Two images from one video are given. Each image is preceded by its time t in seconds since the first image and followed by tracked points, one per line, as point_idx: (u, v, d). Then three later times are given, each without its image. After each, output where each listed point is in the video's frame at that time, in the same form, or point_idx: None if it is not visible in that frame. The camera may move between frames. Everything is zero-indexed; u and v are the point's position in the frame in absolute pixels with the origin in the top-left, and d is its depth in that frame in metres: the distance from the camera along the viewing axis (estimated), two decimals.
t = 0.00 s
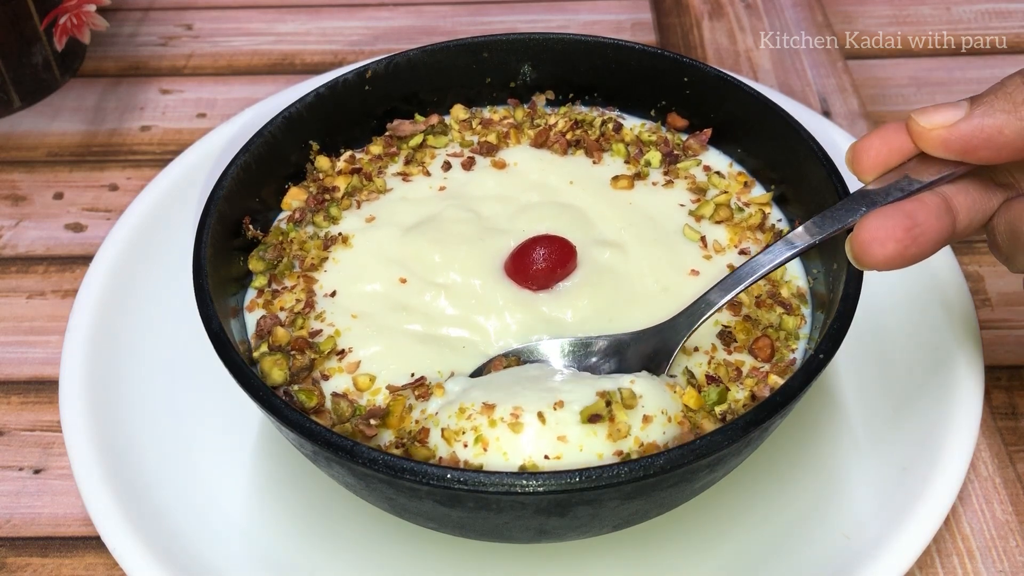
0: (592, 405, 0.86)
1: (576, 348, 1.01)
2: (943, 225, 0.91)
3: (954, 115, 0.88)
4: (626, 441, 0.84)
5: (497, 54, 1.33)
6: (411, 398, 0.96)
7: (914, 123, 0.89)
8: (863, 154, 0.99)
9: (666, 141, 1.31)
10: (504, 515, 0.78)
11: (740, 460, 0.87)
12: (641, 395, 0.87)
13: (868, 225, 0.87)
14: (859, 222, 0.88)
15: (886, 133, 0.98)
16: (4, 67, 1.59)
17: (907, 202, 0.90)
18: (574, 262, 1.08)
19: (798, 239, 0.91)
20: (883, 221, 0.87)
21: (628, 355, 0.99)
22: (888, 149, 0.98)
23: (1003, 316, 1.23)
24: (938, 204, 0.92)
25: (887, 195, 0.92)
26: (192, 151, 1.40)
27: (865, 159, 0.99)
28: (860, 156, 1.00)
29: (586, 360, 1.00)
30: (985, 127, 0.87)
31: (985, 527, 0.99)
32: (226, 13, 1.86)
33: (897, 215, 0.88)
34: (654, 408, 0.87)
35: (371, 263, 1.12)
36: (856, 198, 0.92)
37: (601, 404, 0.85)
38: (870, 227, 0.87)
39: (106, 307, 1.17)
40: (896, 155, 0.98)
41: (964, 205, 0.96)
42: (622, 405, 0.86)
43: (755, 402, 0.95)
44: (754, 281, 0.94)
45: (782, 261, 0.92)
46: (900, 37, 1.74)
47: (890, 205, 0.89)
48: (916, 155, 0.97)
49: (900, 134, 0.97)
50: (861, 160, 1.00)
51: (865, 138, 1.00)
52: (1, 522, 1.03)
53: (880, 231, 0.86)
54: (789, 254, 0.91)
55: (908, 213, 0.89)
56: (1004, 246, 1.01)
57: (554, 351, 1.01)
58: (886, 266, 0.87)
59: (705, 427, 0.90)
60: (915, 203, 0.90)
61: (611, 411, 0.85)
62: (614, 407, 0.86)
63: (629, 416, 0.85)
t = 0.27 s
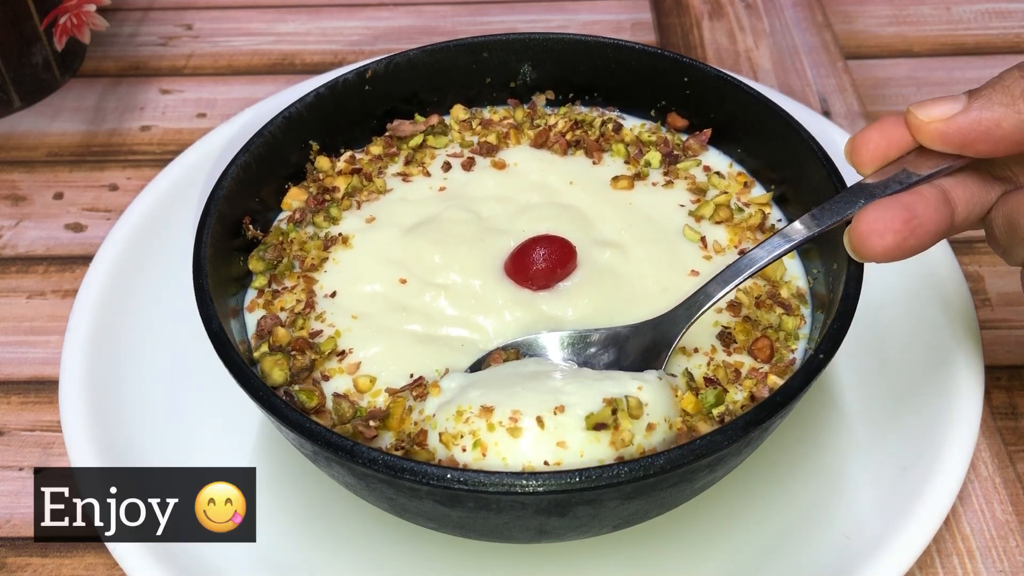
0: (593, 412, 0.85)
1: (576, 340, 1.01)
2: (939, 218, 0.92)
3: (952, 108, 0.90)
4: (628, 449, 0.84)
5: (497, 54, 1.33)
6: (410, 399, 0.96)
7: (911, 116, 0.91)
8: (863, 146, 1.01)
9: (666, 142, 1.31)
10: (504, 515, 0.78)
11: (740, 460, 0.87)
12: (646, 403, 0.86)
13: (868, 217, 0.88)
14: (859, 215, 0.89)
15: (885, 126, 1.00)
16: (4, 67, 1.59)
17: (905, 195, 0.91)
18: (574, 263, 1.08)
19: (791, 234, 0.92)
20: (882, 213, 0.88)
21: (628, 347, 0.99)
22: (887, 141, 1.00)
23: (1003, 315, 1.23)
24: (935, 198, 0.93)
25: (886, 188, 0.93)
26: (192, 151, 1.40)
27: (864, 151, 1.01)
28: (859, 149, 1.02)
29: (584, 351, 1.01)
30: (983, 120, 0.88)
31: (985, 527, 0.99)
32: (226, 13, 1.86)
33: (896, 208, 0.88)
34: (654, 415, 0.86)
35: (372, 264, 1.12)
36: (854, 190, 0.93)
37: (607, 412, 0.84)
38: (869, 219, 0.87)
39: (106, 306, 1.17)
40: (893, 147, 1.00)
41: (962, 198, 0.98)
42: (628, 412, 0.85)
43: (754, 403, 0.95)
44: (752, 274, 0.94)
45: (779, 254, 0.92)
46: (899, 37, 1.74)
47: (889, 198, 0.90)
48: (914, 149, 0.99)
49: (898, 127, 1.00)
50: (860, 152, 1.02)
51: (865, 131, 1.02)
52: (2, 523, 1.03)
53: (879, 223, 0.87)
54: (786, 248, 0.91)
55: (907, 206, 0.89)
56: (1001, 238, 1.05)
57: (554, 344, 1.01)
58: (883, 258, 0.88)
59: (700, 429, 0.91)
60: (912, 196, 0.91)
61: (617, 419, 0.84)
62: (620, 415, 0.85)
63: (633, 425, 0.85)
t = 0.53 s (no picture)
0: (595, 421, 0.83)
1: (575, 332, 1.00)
2: (946, 209, 0.91)
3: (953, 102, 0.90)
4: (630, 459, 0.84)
5: (496, 54, 1.33)
6: (410, 402, 0.96)
7: (913, 112, 0.91)
8: (865, 140, 1.01)
9: (666, 142, 1.31)
10: (504, 515, 0.78)
11: (740, 460, 0.87)
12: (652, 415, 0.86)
13: (868, 211, 0.87)
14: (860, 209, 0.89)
15: (887, 120, 1.00)
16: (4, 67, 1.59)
17: (908, 188, 0.90)
18: (574, 265, 1.08)
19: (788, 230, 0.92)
20: (883, 207, 0.87)
21: (628, 341, 0.99)
22: (889, 136, 1.00)
23: (1003, 316, 1.23)
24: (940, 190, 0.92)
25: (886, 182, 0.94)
26: (192, 151, 1.40)
27: (867, 146, 1.01)
28: (861, 143, 1.02)
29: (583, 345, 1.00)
30: (985, 115, 0.89)
31: (985, 527, 0.99)
32: (226, 13, 1.86)
33: (897, 200, 0.88)
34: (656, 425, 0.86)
35: (372, 266, 1.12)
36: (855, 184, 0.93)
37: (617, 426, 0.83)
38: (869, 212, 0.87)
39: (106, 307, 1.17)
40: (896, 142, 1.00)
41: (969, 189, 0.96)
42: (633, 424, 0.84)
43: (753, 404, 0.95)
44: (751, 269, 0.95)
45: (777, 249, 0.92)
46: (899, 37, 1.74)
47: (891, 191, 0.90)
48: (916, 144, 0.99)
49: (900, 121, 1.00)
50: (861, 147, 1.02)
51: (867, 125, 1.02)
52: (2, 523, 1.03)
53: (879, 216, 0.87)
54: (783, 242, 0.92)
55: (909, 198, 0.89)
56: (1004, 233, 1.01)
57: (553, 337, 1.01)
58: (886, 251, 0.88)
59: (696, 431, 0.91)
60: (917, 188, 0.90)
61: (624, 432, 0.83)
62: (627, 429, 0.84)
63: (639, 438, 0.84)
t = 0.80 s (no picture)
0: (597, 430, 0.83)
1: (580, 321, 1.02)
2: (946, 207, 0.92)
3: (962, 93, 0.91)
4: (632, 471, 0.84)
5: (496, 54, 1.33)
6: (414, 405, 0.96)
7: (922, 102, 0.92)
8: (872, 131, 1.03)
9: (666, 142, 1.31)
10: (504, 515, 0.78)
11: (740, 460, 0.87)
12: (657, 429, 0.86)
13: (877, 201, 0.88)
14: (867, 199, 0.89)
15: (894, 111, 1.02)
16: (4, 67, 1.59)
17: (913, 179, 0.91)
18: (574, 266, 1.08)
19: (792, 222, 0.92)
20: (891, 197, 0.88)
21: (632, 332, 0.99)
22: (896, 127, 1.02)
23: (1003, 316, 1.23)
24: (942, 185, 0.93)
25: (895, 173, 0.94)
26: (193, 151, 1.40)
27: (874, 136, 1.03)
28: (869, 134, 1.04)
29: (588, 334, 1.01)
30: (993, 105, 0.89)
31: (985, 527, 0.99)
32: (226, 13, 1.86)
33: (903, 192, 0.89)
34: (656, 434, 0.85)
35: (373, 267, 1.12)
36: (861, 175, 0.94)
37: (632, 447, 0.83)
38: (878, 202, 0.87)
39: (106, 307, 1.17)
40: (903, 132, 1.03)
41: (971, 184, 0.98)
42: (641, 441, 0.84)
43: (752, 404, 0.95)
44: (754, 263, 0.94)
45: (782, 242, 0.91)
46: (899, 37, 1.74)
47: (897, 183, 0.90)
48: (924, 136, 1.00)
49: (907, 113, 1.02)
50: (868, 137, 1.04)
51: (874, 117, 1.04)
52: (2, 523, 1.03)
53: (888, 206, 0.87)
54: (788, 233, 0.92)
55: (915, 189, 0.90)
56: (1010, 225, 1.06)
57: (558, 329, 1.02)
58: (892, 241, 0.89)
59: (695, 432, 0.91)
60: (921, 184, 0.92)
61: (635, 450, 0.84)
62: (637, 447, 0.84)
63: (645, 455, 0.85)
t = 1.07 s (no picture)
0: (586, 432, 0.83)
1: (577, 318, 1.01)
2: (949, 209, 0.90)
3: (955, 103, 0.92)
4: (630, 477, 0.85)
5: (496, 54, 1.33)
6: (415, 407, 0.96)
7: (916, 113, 0.93)
8: (868, 142, 1.03)
9: (666, 143, 1.31)
10: (504, 515, 0.78)
11: (740, 460, 0.87)
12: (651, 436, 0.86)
13: (874, 204, 0.87)
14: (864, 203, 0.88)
15: (888, 122, 1.03)
16: (4, 67, 1.59)
17: (912, 183, 0.90)
18: (574, 266, 1.08)
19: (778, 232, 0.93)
20: (888, 199, 0.87)
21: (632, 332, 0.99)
22: (892, 136, 1.02)
23: (1003, 316, 1.23)
24: (943, 187, 0.92)
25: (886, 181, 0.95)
26: (193, 151, 1.40)
27: (870, 146, 1.03)
28: (865, 144, 1.04)
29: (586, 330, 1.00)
30: (987, 115, 0.90)
31: (985, 527, 0.99)
32: (226, 13, 1.86)
33: (901, 194, 0.88)
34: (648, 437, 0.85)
35: (372, 267, 1.12)
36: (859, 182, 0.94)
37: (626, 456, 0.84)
38: (875, 205, 0.87)
39: (106, 307, 1.17)
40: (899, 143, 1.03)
41: (973, 190, 0.97)
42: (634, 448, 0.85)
43: (751, 405, 0.96)
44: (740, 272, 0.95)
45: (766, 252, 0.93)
46: (899, 37, 1.74)
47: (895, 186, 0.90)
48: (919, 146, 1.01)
49: (901, 123, 1.02)
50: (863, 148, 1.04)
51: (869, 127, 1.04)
52: (2, 522, 1.03)
53: (885, 208, 0.87)
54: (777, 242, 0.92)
55: (914, 192, 0.89)
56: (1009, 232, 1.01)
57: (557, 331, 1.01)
58: (891, 244, 0.87)
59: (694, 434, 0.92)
60: (921, 186, 0.90)
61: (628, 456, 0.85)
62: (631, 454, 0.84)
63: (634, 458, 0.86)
